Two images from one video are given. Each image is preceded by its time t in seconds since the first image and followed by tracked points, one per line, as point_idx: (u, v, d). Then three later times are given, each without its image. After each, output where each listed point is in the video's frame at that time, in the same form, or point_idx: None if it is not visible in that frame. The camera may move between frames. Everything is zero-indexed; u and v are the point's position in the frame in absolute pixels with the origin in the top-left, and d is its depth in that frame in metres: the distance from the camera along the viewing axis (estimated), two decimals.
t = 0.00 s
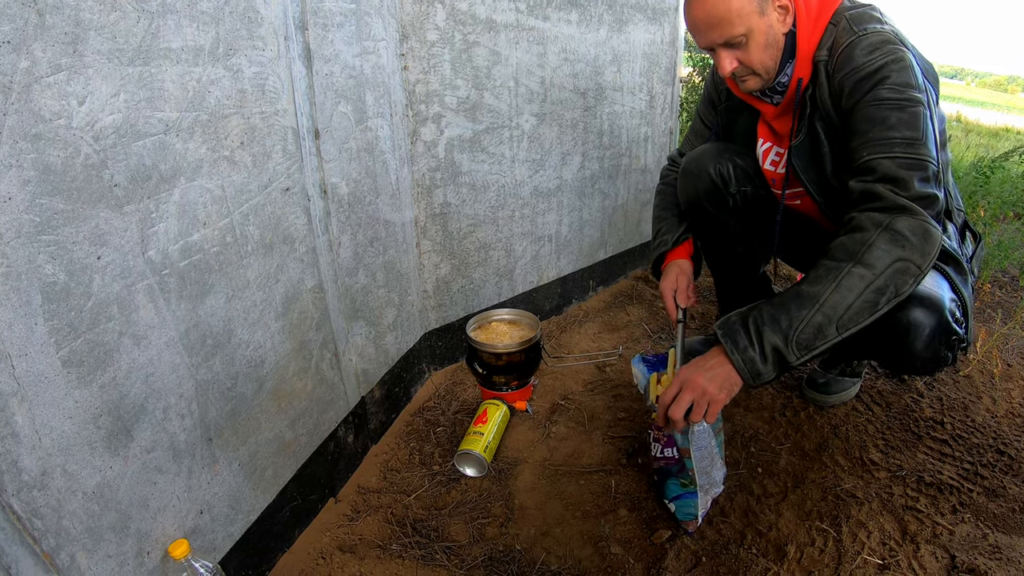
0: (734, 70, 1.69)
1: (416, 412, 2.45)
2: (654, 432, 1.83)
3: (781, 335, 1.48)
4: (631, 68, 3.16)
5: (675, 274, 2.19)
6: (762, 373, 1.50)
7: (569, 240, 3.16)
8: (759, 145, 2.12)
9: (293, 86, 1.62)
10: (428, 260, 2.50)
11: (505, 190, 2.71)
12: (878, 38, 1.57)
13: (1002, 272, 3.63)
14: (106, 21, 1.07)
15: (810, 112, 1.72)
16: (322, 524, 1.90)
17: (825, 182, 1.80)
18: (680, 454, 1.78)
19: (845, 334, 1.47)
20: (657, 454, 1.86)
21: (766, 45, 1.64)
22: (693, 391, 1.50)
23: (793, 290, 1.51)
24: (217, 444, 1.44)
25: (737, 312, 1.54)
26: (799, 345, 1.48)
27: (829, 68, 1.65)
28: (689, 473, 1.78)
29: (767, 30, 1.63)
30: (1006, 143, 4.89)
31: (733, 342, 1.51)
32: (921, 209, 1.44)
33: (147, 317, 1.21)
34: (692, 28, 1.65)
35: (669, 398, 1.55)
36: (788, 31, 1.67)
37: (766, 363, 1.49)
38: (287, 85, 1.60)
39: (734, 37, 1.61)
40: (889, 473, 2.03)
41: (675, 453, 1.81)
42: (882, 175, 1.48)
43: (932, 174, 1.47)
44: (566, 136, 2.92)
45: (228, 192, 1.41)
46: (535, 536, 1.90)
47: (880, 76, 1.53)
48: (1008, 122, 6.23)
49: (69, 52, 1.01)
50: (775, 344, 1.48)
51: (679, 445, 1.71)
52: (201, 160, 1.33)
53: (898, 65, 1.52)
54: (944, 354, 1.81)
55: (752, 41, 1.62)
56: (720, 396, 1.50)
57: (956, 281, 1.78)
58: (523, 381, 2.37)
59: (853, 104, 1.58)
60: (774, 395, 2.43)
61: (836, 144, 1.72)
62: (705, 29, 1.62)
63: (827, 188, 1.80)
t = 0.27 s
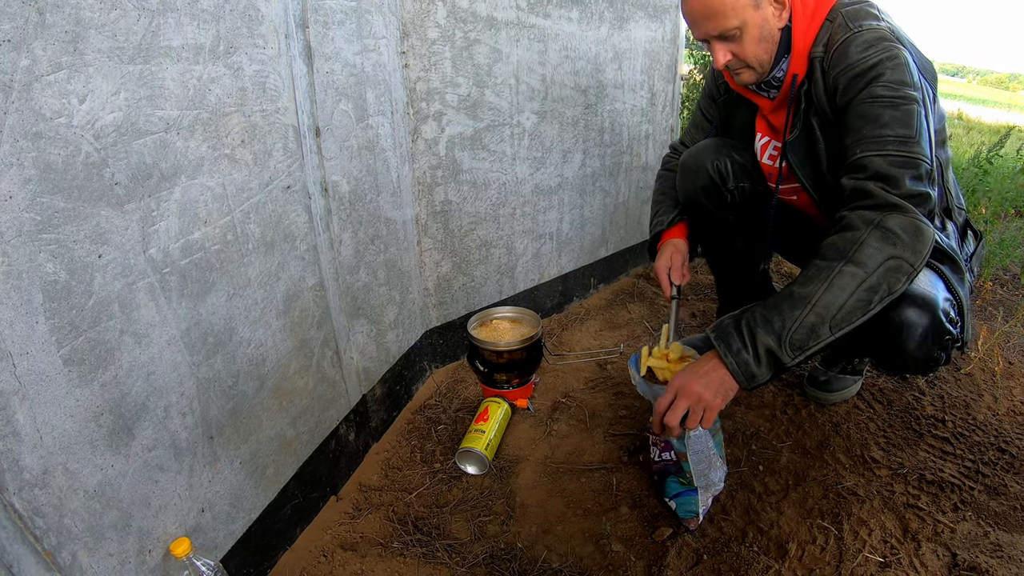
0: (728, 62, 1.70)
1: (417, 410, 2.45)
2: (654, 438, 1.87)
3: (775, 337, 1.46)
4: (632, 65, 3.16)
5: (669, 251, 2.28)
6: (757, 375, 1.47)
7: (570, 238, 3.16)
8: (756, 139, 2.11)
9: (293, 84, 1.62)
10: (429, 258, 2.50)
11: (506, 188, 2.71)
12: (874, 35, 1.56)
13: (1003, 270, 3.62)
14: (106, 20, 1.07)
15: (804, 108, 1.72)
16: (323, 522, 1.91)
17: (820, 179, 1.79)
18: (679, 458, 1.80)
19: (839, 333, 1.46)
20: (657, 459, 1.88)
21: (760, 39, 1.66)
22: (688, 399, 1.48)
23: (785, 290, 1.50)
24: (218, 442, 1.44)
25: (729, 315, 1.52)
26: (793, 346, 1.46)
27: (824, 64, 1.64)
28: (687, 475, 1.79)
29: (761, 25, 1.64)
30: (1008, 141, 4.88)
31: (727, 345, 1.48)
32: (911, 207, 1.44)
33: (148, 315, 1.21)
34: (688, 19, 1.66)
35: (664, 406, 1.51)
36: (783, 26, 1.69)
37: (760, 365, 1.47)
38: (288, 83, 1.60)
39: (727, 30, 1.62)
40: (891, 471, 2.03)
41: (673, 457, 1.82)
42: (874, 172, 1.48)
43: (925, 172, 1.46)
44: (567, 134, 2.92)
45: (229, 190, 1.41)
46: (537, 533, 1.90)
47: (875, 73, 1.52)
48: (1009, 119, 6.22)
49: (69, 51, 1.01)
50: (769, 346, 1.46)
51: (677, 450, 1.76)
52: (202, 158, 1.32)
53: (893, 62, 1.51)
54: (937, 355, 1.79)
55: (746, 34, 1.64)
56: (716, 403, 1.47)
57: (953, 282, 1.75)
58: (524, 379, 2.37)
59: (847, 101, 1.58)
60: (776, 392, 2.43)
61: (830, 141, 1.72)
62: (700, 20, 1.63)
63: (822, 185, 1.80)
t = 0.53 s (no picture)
0: (717, 53, 1.74)
1: (419, 408, 2.45)
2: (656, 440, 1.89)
3: (776, 338, 1.45)
4: (633, 64, 3.15)
5: (642, 219, 2.37)
6: (759, 378, 1.45)
7: (571, 236, 3.16)
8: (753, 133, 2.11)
9: (294, 83, 1.62)
10: (430, 257, 2.50)
11: (507, 186, 2.71)
12: (870, 31, 1.56)
13: (1005, 268, 3.62)
14: (107, 19, 1.06)
15: (800, 106, 1.73)
16: (325, 521, 1.91)
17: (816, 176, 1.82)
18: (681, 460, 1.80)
19: (841, 333, 1.45)
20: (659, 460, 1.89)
21: (750, 35, 1.67)
22: (691, 403, 1.45)
23: (785, 292, 1.48)
24: (220, 441, 1.44)
25: (730, 318, 1.50)
26: (795, 347, 1.44)
27: (820, 61, 1.64)
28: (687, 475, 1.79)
29: (752, 20, 1.65)
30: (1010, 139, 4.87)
31: (728, 348, 1.47)
32: (911, 204, 1.43)
33: (149, 314, 1.21)
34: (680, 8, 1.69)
35: (668, 412, 1.49)
36: (777, 22, 1.69)
37: (762, 368, 1.45)
38: (288, 82, 1.60)
39: (716, 23, 1.65)
40: (892, 469, 2.03)
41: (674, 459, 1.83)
42: (873, 170, 1.47)
43: (924, 169, 1.46)
44: (568, 133, 2.92)
45: (230, 189, 1.41)
46: (538, 532, 1.90)
47: (871, 70, 1.52)
48: (1011, 118, 6.20)
49: (70, 50, 1.01)
50: (770, 348, 1.44)
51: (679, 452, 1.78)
52: (203, 157, 1.32)
53: (889, 59, 1.51)
54: (931, 352, 1.80)
55: (734, 30, 1.66)
56: (720, 407, 1.45)
57: (948, 279, 1.75)
58: (526, 377, 2.37)
59: (844, 99, 1.58)
60: (777, 391, 2.42)
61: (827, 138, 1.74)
62: (690, 11, 1.66)
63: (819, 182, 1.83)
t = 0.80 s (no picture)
0: (714, 49, 1.72)
1: (420, 408, 2.45)
2: (663, 433, 1.88)
3: (784, 335, 1.40)
4: (634, 64, 3.15)
5: (606, 203, 2.33)
6: (767, 376, 1.41)
7: (572, 236, 3.16)
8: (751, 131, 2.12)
9: (296, 84, 1.62)
10: (432, 257, 2.50)
11: (509, 186, 2.71)
12: (873, 28, 1.56)
13: (1006, 268, 3.61)
14: (109, 20, 1.07)
15: (800, 103, 1.76)
16: (327, 521, 1.91)
17: (814, 174, 1.84)
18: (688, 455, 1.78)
19: (850, 331, 1.41)
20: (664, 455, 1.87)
21: (748, 32, 1.65)
22: (704, 400, 1.44)
23: (793, 288, 1.45)
24: (222, 441, 1.45)
25: (737, 314, 1.46)
26: (804, 345, 1.40)
27: (821, 59, 1.65)
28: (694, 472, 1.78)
29: (751, 18, 1.63)
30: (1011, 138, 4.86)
31: (736, 345, 1.42)
32: (922, 198, 1.39)
33: (151, 314, 1.22)
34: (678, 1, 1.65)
35: (681, 409, 1.48)
36: (777, 20, 1.67)
37: (770, 365, 1.41)
38: (290, 83, 1.60)
39: (715, 20, 1.62)
40: (893, 469, 2.03)
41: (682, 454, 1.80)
42: (882, 165, 1.45)
43: (932, 162, 1.44)
44: (569, 133, 2.92)
45: (232, 190, 1.42)
46: (540, 532, 1.90)
47: (875, 66, 1.52)
48: (1012, 117, 6.20)
49: (72, 51, 1.01)
50: (779, 346, 1.40)
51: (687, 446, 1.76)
52: (205, 158, 1.33)
53: (893, 55, 1.51)
54: (929, 346, 1.80)
55: (734, 26, 1.64)
56: (734, 402, 1.43)
57: (944, 275, 1.73)
58: (527, 377, 2.36)
59: (848, 96, 1.58)
60: (779, 390, 2.42)
61: (826, 136, 1.75)
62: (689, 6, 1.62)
63: (818, 180, 1.85)
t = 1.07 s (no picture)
0: (716, 48, 1.71)
1: (422, 409, 2.46)
2: (667, 428, 1.85)
3: (792, 331, 1.41)
4: (635, 65, 3.15)
5: (579, 218, 2.32)
6: (775, 372, 1.42)
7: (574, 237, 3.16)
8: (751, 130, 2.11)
9: (298, 86, 1.63)
10: (434, 258, 2.51)
11: (510, 187, 2.71)
12: (875, 26, 1.57)
13: (1008, 268, 3.61)
14: (111, 23, 1.07)
15: (803, 102, 1.76)
16: (329, 521, 1.92)
17: (816, 173, 1.83)
18: (693, 451, 1.78)
19: (857, 326, 1.41)
20: (668, 450, 1.85)
21: (750, 32, 1.65)
22: (714, 399, 1.45)
23: (800, 284, 1.45)
24: (225, 442, 1.45)
25: (745, 310, 1.47)
26: (811, 340, 1.41)
27: (825, 57, 1.65)
28: (698, 470, 1.78)
29: (754, 18, 1.63)
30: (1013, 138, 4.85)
31: (744, 340, 1.43)
32: (929, 194, 1.40)
33: (154, 316, 1.22)
34: None
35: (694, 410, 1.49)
36: (780, 19, 1.67)
37: (778, 361, 1.42)
38: (292, 85, 1.61)
39: (716, 19, 1.62)
40: (895, 469, 2.03)
41: (687, 450, 1.80)
42: (888, 162, 1.46)
43: (937, 159, 1.44)
44: (571, 133, 2.92)
45: (235, 192, 1.42)
46: (542, 532, 1.91)
47: (878, 64, 1.53)
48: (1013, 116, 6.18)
49: (75, 55, 1.02)
50: (786, 341, 1.41)
51: (694, 441, 1.77)
52: (207, 160, 1.33)
53: (895, 53, 1.52)
54: (930, 341, 1.80)
55: (736, 26, 1.63)
56: (745, 399, 1.43)
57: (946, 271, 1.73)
58: (529, 378, 2.37)
59: (852, 94, 1.58)
60: (780, 390, 2.42)
61: (829, 135, 1.75)
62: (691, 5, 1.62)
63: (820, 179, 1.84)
